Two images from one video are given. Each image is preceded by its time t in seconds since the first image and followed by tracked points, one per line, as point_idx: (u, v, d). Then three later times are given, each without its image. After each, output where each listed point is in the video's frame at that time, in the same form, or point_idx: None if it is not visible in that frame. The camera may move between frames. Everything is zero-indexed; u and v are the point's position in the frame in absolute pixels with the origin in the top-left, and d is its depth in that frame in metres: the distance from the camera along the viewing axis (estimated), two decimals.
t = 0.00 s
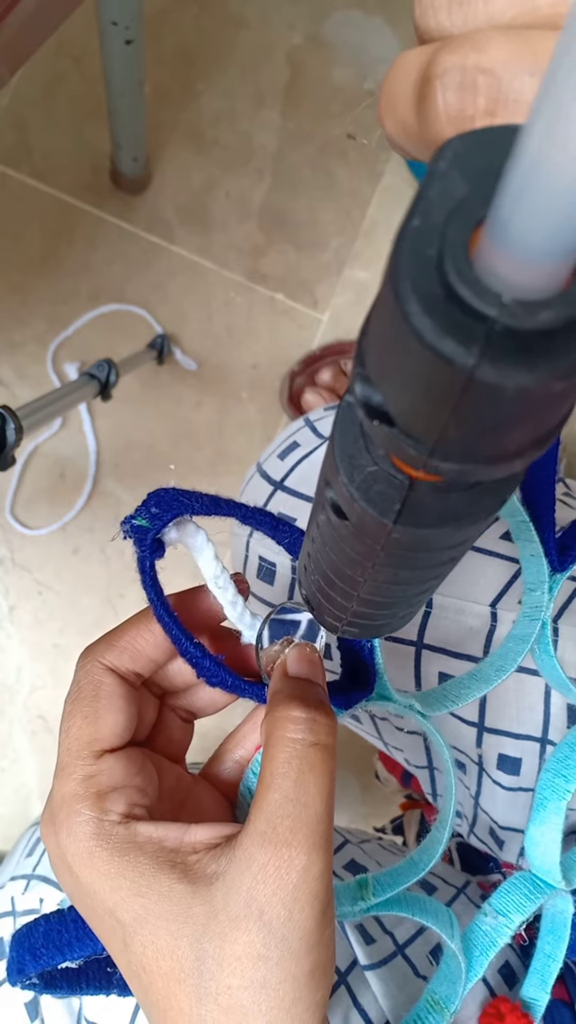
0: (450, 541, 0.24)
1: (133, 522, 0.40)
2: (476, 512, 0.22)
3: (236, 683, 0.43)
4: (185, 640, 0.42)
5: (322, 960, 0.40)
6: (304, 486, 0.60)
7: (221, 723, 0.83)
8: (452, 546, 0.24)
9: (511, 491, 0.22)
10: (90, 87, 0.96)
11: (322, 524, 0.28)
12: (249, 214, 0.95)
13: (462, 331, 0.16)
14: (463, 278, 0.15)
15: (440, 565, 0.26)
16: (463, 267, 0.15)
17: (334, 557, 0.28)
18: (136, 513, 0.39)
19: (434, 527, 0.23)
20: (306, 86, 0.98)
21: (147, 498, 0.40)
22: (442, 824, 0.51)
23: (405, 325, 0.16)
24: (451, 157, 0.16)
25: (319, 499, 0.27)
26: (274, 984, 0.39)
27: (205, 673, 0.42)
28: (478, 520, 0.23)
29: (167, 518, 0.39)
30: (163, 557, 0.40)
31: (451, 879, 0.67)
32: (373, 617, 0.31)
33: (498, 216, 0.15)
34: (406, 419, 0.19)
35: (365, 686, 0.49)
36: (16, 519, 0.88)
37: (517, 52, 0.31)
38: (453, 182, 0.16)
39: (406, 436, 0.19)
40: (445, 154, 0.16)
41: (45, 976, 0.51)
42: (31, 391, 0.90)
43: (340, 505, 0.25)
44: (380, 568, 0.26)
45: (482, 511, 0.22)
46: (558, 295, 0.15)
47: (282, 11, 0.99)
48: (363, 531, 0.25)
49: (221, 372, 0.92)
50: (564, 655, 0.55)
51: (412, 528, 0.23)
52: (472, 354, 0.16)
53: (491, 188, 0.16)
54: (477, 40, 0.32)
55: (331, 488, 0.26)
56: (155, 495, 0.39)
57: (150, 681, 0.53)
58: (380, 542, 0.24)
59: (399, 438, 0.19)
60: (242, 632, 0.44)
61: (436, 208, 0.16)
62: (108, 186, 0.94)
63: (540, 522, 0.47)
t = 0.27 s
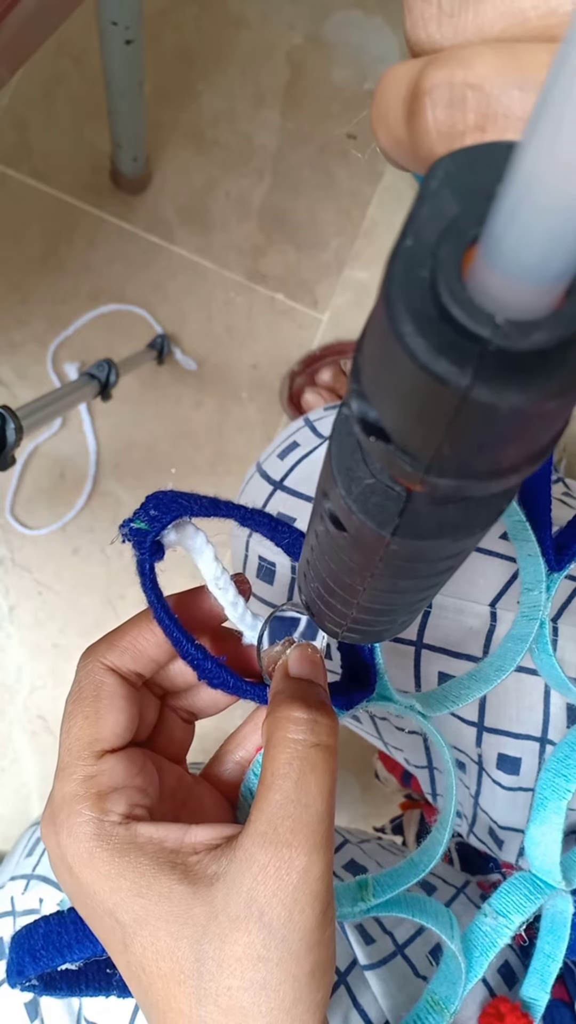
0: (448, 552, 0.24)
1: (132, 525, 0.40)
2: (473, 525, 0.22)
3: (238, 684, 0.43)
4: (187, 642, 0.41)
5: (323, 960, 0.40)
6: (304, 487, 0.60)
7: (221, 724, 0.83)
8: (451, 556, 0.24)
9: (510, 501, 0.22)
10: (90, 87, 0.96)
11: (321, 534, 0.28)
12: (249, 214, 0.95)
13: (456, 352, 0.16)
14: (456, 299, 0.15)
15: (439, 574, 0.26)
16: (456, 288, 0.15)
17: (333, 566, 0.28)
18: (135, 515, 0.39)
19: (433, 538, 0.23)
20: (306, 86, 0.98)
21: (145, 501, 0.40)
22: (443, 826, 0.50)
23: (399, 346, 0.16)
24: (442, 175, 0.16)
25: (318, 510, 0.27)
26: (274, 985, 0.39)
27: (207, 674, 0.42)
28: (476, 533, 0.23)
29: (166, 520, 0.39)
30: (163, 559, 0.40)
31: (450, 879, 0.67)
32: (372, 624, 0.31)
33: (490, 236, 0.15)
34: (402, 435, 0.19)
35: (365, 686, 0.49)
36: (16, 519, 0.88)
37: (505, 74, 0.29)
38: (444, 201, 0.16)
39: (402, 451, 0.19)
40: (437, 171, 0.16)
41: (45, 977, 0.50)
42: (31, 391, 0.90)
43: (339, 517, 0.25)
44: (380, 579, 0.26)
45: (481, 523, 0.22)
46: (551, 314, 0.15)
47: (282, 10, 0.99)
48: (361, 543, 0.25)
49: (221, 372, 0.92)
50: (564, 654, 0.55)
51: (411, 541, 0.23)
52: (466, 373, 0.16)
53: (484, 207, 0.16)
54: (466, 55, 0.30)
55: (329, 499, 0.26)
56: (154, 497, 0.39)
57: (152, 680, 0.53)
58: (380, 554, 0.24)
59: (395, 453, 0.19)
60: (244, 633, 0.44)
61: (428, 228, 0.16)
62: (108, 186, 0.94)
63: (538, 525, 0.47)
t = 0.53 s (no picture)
0: (463, 559, 0.23)
1: (148, 519, 0.40)
2: (489, 534, 0.22)
3: (247, 684, 0.43)
4: (199, 638, 0.41)
5: (331, 960, 0.40)
6: (305, 487, 0.60)
7: (221, 724, 0.83)
8: (466, 563, 0.24)
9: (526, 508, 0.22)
10: (90, 87, 0.96)
11: (334, 540, 0.28)
12: (249, 214, 0.95)
13: (474, 367, 0.16)
14: (474, 315, 0.15)
15: (453, 580, 0.26)
16: (473, 304, 0.15)
17: (347, 570, 0.28)
18: (150, 510, 0.39)
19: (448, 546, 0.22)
20: (306, 86, 0.98)
21: (161, 495, 0.40)
22: (448, 828, 0.50)
23: (416, 361, 0.16)
24: (458, 189, 0.16)
25: (332, 515, 0.27)
26: (282, 985, 0.38)
27: (217, 673, 0.42)
28: (491, 540, 0.23)
29: (182, 515, 0.39)
30: (178, 553, 0.40)
31: (451, 879, 0.67)
32: (384, 628, 0.31)
33: (507, 255, 0.15)
34: (419, 448, 0.19)
35: (373, 686, 0.48)
36: (16, 519, 0.88)
37: (512, 78, 0.30)
38: (460, 215, 0.16)
39: (419, 463, 0.19)
40: (452, 185, 0.16)
41: (48, 977, 0.50)
42: (31, 391, 0.90)
43: (353, 522, 0.25)
44: (395, 585, 0.26)
45: (497, 531, 0.22)
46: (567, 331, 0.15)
47: (282, 10, 0.99)
48: (376, 549, 0.24)
49: (221, 372, 0.92)
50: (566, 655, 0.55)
51: (427, 549, 0.23)
52: (484, 389, 0.16)
53: (500, 222, 0.16)
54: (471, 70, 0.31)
55: (343, 504, 0.25)
56: (170, 491, 0.39)
57: (163, 676, 0.53)
58: (395, 562, 0.24)
59: (412, 465, 0.19)
60: (253, 631, 0.45)
61: (444, 242, 0.16)
62: (108, 186, 0.94)
63: (543, 525, 0.47)
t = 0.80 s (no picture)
0: (480, 555, 0.24)
1: (157, 514, 0.40)
2: (507, 529, 0.22)
3: (253, 681, 0.43)
4: (205, 635, 0.41)
5: (336, 960, 0.39)
6: (306, 487, 0.59)
7: (222, 724, 0.83)
8: (481, 559, 0.24)
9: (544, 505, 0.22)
10: (90, 87, 0.96)
11: (347, 538, 0.27)
12: (249, 214, 0.95)
13: (500, 361, 0.16)
14: (500, 310, 0.15)
15: (467, 576, 0.26)
16: (500, 299, 0.15)
17: (360, 567, 0.28)
18: (160, 504, 0.39)
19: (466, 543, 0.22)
20: (307, 86, 0.98)
21: (170, 490, 0.40)
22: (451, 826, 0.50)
23: (441, 357, 0.16)
24: (479, 186, 0.16)
25: (345, 513, 0.27)
26: (287, 984, 0.38)
27: (223, 670, 0.42)
28: (508, 537, 0.23)
29: (191, 511, 0.39)
30: (186, 549, 0.40)
31: (451, 879, 0.67)
32: (397, 625, 0.30)
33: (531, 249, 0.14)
34: (442, 444, 0.19)
35: (379, 684, 0.48)
36: (16, 519, 0.88)
37: (523, 80, 0.29)
38: (482, 212, 0.16)
39: (440, 458, 0.19)
40: (473, 183, 0.16)
41: (50, 976, 0.50)
42: (31, 391, 0.90)
43: (368, 520, 0.25)
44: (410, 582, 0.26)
45: (514, 528, 0.22)
46: None
47: (283, 10, 0.99)
48: (392, 548, 0.24)
49: (221, 372, 0.92)
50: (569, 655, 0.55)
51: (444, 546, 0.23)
52: (510, 383, 0.16)
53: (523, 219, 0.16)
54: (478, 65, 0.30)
55: (357, 502, 0.25)
56: (180, 487, 0.39)
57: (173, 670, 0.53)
58: (411, 559, 0.24)
59: (433, 460, 0.19)
60: (259, 629, 0.44)
61: (467, 240, 0.16)
62: (107, 186, 0.94)
63: (549, 523, 0.48)
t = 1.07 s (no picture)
0: (478, 538, 0.23)
1: (170, 508, 0.40)
2: (504, 509, 0.22)
3: (262, 674, 0.43)
4: (217, 629, 0.41)
5: (344, 952, 0.39)
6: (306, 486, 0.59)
7: (222, 724, 0.83)
8: (474, 544, 0.24)
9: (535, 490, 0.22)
10: (90, 87, 0.96)
11: (346, 523, 0.27)
12: (249, 214, 0.95)
13: (473, 333, 0.15)
14: (473, 280, 0.15)
15: (460, 564, 0.25)
16: (473, 269, 0.15)
17: (360, 553, 0.28)
18: (173, 498, 0.39)
19: (459, 525, 0.22)
20: (307, 86, 0.98)
21: (184, 484, 0.40)
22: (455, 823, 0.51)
23: (415, 329, 0.16)
24: (461, 156, 0.16)
25: (343, 498, 0.27)
26: (296, 976, 0.38)
27: (233, 663, 0.42)
28: (501, 521, 0.23)
29: (205, 505, 0.39)
30: (199, 545, 0.40)
31: (451, 879, 0.67)
32: (400, 613, 0.30)
33: (508, 217, 0.14)
34: (423, 422, 0.18)
35: (389, 677, 0.49)
36: (16, 519, 0.88)
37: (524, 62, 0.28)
38: (463, 182, 0.16)
39: (423, 436, 0.19)
40: (455, 154, 0.16)
41: (56, 969, 0.50)
42: (31, 391, 0.90)
43: (364, 504, 0.25)
44: (406, 567, 0.26)
45: (507, 511, 0.22)
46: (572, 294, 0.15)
47: (282, 10, 0.99)
48: (385, 531, 0.24)
49: (221, 372, 0.92)
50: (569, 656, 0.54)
51: (436, 528, 0.22)
52: (483, 356, 0.15)
53: (503, 188, 0.15)
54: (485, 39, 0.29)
55: (353, 486, 0.25)
56: (194, 481, 0.39)
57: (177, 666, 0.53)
58: (404, 542, 0.24)
59: (415, 438, 0.19)
60: (269, 623, 0.45)
61: (444, 209, 0.15)
62: (107, 186, 0.94)
63: (559, 518, 0.48)
